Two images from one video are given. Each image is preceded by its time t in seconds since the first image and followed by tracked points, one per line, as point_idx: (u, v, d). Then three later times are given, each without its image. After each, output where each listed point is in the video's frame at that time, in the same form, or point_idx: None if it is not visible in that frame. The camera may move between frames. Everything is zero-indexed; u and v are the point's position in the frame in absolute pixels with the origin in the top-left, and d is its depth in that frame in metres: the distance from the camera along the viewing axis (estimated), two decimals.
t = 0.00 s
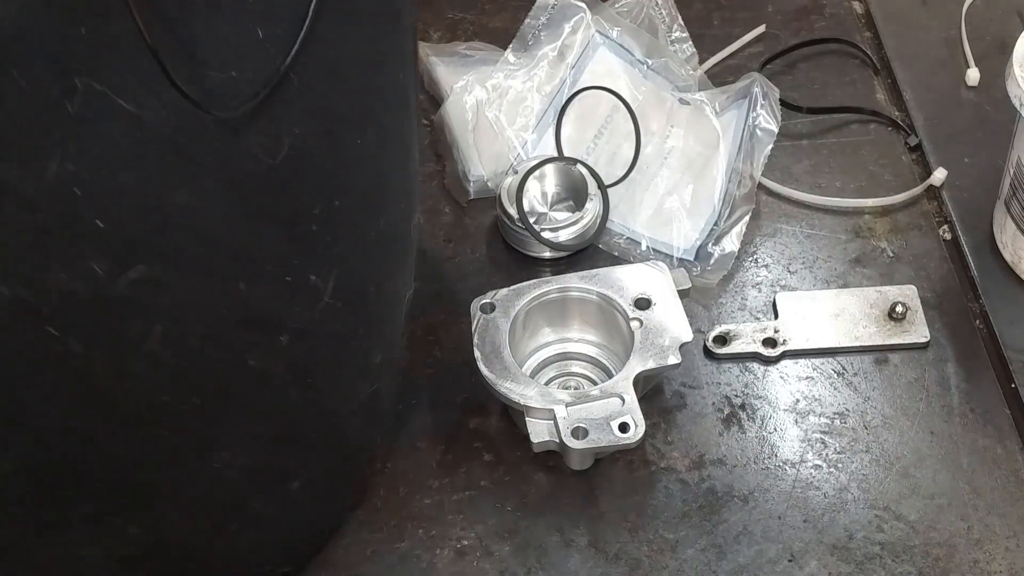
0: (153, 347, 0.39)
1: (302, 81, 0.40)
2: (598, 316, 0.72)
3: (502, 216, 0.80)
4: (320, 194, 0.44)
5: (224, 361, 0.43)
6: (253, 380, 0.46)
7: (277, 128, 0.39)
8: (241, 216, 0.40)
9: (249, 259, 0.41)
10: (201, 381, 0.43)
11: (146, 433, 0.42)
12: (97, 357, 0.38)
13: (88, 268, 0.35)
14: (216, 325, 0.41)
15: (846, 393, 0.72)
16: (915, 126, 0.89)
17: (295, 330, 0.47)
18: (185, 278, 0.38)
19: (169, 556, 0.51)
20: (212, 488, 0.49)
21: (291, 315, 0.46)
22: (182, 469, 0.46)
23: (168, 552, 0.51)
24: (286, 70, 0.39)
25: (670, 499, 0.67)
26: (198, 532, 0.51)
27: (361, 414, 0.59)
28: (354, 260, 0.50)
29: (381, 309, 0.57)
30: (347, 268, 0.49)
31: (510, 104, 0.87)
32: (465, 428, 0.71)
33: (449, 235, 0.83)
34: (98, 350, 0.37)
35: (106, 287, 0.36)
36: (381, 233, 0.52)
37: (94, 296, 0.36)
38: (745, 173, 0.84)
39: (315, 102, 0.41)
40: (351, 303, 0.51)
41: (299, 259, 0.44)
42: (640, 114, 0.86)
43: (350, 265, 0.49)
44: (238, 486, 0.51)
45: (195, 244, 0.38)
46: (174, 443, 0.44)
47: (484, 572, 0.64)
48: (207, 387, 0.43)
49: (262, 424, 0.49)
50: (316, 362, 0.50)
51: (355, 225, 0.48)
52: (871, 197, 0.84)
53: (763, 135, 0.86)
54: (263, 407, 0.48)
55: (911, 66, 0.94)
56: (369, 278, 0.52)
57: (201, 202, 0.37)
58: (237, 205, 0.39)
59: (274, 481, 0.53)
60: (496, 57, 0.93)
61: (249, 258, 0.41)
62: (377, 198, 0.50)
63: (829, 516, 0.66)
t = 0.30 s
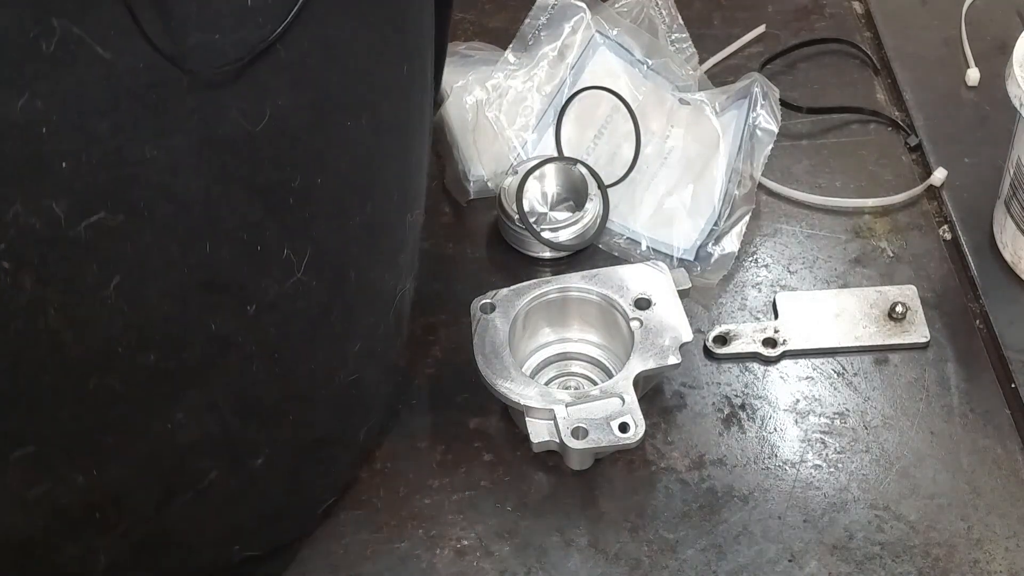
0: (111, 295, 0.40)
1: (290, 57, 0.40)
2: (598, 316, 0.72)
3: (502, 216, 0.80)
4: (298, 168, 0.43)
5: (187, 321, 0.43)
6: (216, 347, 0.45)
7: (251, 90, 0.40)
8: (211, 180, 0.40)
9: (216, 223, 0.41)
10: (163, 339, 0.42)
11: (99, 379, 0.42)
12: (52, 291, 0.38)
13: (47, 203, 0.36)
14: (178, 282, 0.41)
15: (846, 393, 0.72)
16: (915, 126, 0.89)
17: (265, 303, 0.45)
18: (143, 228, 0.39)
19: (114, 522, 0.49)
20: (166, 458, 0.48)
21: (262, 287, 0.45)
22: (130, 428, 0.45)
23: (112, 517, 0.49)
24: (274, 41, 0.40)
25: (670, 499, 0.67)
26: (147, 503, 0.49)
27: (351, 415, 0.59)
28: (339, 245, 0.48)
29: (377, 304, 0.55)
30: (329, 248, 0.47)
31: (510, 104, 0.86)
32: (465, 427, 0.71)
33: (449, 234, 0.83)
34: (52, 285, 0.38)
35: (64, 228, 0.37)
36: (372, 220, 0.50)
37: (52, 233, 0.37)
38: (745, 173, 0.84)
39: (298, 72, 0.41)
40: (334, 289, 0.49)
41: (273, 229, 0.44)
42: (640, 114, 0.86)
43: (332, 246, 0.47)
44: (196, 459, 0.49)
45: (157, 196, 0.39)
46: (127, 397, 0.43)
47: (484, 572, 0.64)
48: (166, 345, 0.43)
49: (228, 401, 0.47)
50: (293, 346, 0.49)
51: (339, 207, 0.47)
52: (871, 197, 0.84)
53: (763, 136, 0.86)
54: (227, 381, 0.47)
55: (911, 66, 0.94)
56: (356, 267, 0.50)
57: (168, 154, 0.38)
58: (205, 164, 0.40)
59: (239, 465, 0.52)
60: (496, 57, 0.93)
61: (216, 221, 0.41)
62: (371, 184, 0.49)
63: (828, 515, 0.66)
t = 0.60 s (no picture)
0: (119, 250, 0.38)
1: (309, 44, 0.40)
2: (598, 316, 0.72)
3: (502, 216, 0.80)
4: (308, 133, 0.42)
5: (196, 282, 0.41)
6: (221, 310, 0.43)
7: (267, 52, 0.38)
8: (231, 181, 0.40)
9: (228, 183, 0.40)
10: (173, 333, 0.42)
11: (108, 335, 0.40)
12: (58, 258, 0.36)
13: (59, 151, 0.34)
14: (187, 240, 0.39)
15: (846, 393, 0.72)
16: (915, 126, 0.89)
17: (272, 270, 0.44)
18: (153, 183, 0.37)
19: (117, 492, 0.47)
20: (171, 425, 0.46)
21: (269, 252, 0.43)
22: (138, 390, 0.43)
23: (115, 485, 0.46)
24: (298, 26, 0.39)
25: (670, 499, 0.67)
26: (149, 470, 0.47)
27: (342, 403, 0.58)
28: (344, 213, 0.47)
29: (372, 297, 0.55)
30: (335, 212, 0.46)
31: (510, 104, 0.86)
32: (465, 427, 0.71)
33: (449, 234, 0.83)
34: (62, 235, 0.36)
35: (77, 178, 0.35)
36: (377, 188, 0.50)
37: (62, 183, 0.35)
38: (745, 173, 0.84)
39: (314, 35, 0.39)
40: (338, 258, 0.49)
41: (283, 192, 0.42)
42: (640, 114, 0.86)
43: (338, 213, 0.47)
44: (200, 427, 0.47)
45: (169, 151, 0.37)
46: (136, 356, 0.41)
47: (484, 572, 0.64)
48: (175, 303, 0.41)
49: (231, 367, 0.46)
50: (297, 315, 0.48)
51: (346, 174, 0.46)
52: (871, 197, 0.84)
53: (763, 136, 0.86)
54: (233, 345, 0.45)
55: (911, 66, 0.94)
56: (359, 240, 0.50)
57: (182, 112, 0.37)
58: (220, 120, 0.38)
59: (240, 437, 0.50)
60: (496, 57, 0.92)
61: (227, 181, 0.39)
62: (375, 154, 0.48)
63: (828, 515, 0.66)
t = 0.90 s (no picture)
0: (133, 221, 0.38)
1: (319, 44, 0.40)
2: (597, 316, 0.72)
3: (502, 216, 0.80)
4: (321, 108, 0.42)
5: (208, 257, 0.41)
6: (232, 285, 0.43)
7: (280, 26, 0.38)
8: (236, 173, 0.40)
9: (241, 155, 0.39)
10: (172, 324, 0.42)
11: (119, 310, 0.40)
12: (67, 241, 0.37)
13: (74, 118, 0.34)
14: (199, 213, 0.39)
15: (846, 393, 0.72)
16: (915, 126, 0.89)
17: (284, 246, 0.44)
18: (168, 151, 0.37)
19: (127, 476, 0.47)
20: (182, 404, 0.46)
21: (280, 227, 0.43)
22: (149, 368, 0.43)
23: (123, 468, 0.46)
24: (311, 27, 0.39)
25: (670, 499, 0.67)
26: (158, 452, 0.47)
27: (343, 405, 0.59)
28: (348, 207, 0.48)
29: (373, 294, 0.55)
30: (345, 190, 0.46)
31: (510, 104, 0.86)
32: (465, 427, 0.71)
33: (449, 234, 0.83)
34: (77, 208, 0.36)
35: (91, 147, 0.35)
36: (388, 167, 0.49)
37: (77, 151, 0.35)
38: (745, 173, 0.84)
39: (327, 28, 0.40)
40: (342, 251, 0.49)
41: (292, 180, 0.42)
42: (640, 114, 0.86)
43: (348, 191, 0.47)
44: (209, 407, 0.47)
45: (181, 122, 0.37)
46: (148, 333, 0.41)
47: (484, 572, 0.64)
48: (176, 294, 0.41)
49: (241, 346, 0.46)
50: (307, 294, 0.48)
51: (356, 153, 0.46)
52: (871, 197, 0.84)
53: (763, 136, 0.86)
54: (243, 322, 0.45)
55: (911, 66, 0.94)
56: (368, 224, 0.50)
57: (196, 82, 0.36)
58: (231, 115, 0.38)
59: (248, 421, 0.51)
60: (496, 57, 0.92)
61: (241, 154, 0.39)
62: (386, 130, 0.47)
63: (828, 515, 0.66)
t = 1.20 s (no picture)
0: (129, 210, 0.37)
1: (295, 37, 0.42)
2: (598, 316, 0.72)
3: (502, 216, 0.80)
4: (310, 94, 0.44)
5: (204, 241, 0.41)
6: (231, 270, 0.43)
7: (267, 13, 0.40)
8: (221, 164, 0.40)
9: (234, 141, 0.40)
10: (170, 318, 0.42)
11: (117, 299, 0.39)
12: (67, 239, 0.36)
13: (69, 109, 0.34)
14: (195, 198, 0.39)
15: (847, 393, 0.72)
16: (915, 127, 0.89)
17: (278, 229, 0.45)
18: (161, 138, 0.37)
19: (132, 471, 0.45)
20: (181, 404, 0.45)
21: (273, 220, 0.44)
22: (150, 355, 0.42)
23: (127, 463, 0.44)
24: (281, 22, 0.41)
25: (670, 499, 0.67)
26: (162, 443, 0.45)
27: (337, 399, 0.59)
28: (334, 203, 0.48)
29: (364, 282, 0.55)
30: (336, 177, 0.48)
31: (510, 104, 0.86)
32: (465, 427, 0.71)
33: (449, 234, 0.83)
34: (76, 202, 0.35)
35: (88, 136, 0.35)
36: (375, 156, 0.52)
37: (74, 141, 0.34)
38: (745, 173, 0.84)
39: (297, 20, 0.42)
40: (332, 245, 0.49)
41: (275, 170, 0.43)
42: (640, 114, 0.86)
43: (339, 178, 0.48)
44: (210, 395, 0.46)
45: (173, 111, 0.37)
46: (145, 318, 0.40)
47: (484, 572, 0.64)
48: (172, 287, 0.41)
49: (239, 331, 0.46)
50: (304, 279, 0.48)
51: (337, 145, 0.47)
52: (871, 197, 0.84)
53: (763, 136, 0.86)
54: (240, 307, 0.45)
55: (911, 66, 0.94)
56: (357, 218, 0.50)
57: (191, 69, 0.37)
58: (217, 104, 0.39)
59: (249, 413, 0.50)
60: (498, 57, 0.92)
61: (233, 139, 0.40)
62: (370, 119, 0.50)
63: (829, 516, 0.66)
